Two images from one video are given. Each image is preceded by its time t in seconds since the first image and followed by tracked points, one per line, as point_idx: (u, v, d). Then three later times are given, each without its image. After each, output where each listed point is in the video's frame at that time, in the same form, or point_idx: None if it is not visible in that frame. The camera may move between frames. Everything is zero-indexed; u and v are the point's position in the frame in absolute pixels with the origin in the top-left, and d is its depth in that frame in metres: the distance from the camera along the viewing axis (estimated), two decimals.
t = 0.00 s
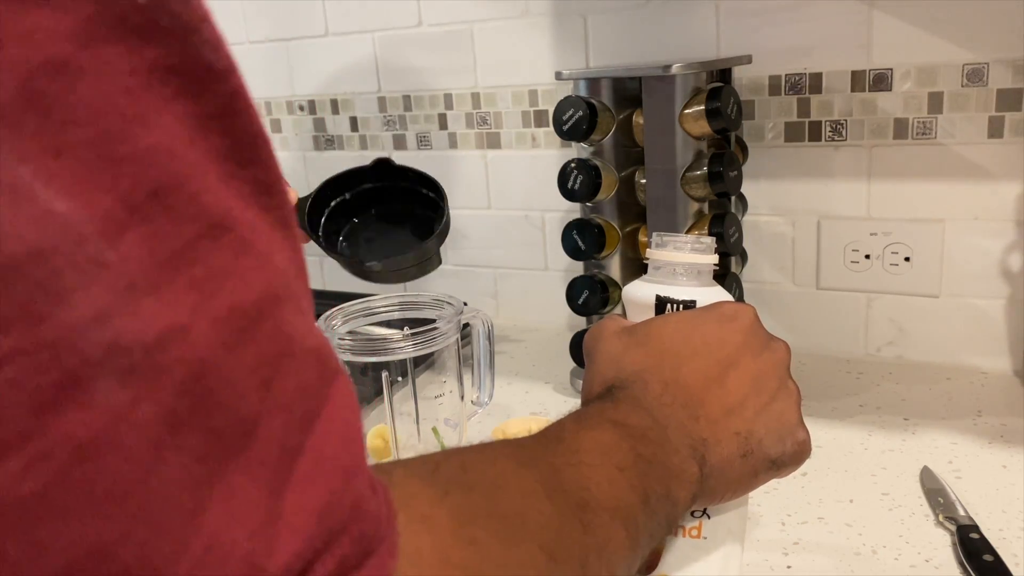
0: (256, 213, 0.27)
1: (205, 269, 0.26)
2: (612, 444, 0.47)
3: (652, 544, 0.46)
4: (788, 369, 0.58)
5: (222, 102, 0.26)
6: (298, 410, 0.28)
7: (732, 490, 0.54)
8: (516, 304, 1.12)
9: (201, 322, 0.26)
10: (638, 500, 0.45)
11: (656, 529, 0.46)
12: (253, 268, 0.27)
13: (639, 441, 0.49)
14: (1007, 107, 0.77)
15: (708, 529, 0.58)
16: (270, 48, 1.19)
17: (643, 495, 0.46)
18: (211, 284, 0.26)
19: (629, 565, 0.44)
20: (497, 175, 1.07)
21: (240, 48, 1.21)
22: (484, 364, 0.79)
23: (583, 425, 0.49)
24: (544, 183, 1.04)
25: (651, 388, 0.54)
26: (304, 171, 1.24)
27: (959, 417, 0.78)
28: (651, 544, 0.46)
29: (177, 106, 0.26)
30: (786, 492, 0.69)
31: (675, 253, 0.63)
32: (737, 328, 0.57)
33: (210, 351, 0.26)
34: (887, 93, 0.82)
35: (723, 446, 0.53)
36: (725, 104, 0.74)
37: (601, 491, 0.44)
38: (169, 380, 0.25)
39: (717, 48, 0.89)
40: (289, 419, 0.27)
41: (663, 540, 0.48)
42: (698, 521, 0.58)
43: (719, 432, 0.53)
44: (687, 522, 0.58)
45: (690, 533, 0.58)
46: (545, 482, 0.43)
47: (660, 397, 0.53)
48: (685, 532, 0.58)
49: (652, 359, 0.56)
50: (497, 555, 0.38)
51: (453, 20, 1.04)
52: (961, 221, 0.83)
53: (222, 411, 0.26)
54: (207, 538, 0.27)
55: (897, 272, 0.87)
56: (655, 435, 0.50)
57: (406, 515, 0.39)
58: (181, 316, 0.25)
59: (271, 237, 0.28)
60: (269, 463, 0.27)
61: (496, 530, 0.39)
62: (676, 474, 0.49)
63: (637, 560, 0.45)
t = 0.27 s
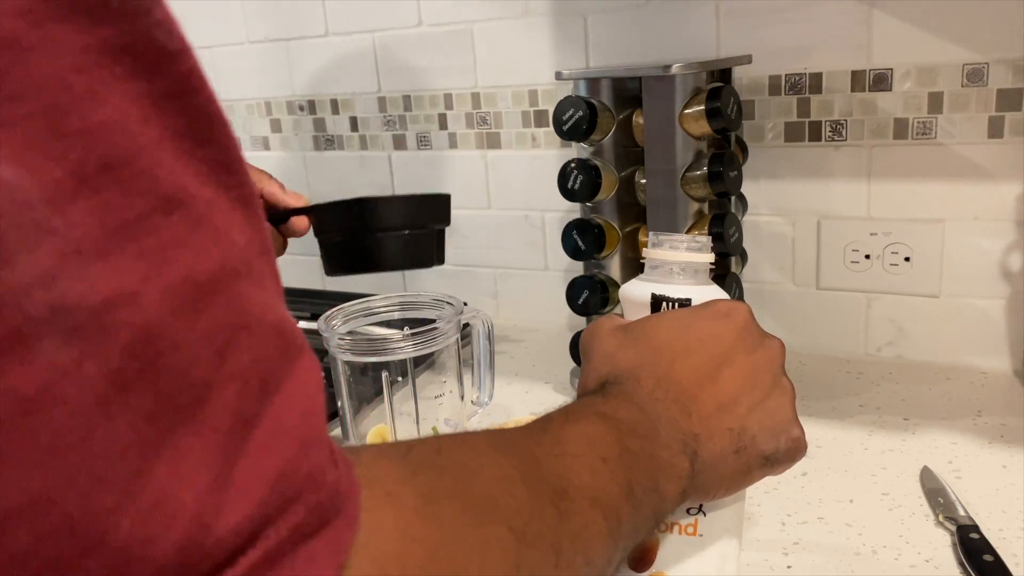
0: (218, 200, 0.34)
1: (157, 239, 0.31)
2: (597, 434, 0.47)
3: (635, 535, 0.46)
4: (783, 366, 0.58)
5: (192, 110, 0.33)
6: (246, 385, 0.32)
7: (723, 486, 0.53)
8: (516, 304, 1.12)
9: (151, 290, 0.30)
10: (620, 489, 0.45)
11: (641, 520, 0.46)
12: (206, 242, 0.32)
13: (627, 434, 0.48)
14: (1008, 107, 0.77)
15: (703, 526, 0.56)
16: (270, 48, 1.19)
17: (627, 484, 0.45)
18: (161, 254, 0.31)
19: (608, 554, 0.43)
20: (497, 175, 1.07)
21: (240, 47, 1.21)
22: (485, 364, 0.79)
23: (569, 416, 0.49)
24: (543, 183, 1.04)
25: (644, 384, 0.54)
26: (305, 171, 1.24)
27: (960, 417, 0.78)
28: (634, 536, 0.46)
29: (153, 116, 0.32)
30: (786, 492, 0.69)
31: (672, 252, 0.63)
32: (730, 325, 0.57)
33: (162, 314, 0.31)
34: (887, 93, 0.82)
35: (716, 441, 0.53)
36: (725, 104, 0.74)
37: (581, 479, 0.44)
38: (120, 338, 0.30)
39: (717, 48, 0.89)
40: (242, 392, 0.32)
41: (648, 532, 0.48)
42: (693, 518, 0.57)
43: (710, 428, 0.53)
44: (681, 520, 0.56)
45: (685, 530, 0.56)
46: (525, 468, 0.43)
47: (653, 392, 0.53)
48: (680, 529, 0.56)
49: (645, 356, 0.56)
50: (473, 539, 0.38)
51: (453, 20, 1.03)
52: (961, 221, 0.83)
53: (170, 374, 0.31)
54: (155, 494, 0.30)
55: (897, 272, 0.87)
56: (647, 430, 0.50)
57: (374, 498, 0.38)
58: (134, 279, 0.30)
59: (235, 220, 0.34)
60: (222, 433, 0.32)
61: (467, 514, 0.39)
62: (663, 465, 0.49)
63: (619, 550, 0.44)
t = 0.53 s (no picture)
0: (145, 172, 0.33)
1: (66, 203, 0.30)
2: (560, 418, 0.46)
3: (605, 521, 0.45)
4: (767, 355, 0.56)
5: (110, 85, 0.32)
6: (164, 348, 0.31)
7: (710, 477, 0.51)
8: (516, 304, 1.12)
9: (57, 254, 0.29)
10: (588, 473, 0.44)
11: (613, 508, 0.45)
12: (122, 212, 0.31)
13: (602, 422, 0.47)
14: (1007, 107, 0.77)
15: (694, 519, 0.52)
16: (270, 49, 1.19)
17: (596, 470, 0.44)
18: (72, 220, 0.30)
19: (576, 539, 0.43)
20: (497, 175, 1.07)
21: (240, 48, 1.21)
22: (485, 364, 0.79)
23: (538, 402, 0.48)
24: (543, 182, 1.04)
25: (627, 372, 0.52)
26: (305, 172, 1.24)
27: (960, 417, 0.78)
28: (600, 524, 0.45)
29: (77, 83, 0.32)
30: (786, 492, 0.69)
31: (651, 247, 0.63)
32: (714, 312, 0.55)
33: (68, 276, 0.29)
34: (887, 93, 0.82)
35: (699, 429, 0.51)
36: (725, 104, 0.74)
37: (549, 463, 0.43)
38: (22, 299, 0.29)
39: (717, 48, 0.89)
40: (160, 354, 0.31)
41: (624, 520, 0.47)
42: (683, 510, 0.52)
43: (693, 416, 0.51)
44: (669, 514, 0.52)
45: (674, 525, 0.52)
46: (478, 450, 0.42)
47: (634, 378, 0.51)
48: (668, 525, 0.52)
49: (629, 342, 0.54)
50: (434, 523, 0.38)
51: (453, 20, 1.04)
52: (961, 221, 0.83)
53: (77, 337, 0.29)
54: (57, 448, 0.29)
55: (897, 272, 0.87)
56: (625, 422, 0.48)
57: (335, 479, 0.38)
58: (40, 241, 0.29)
59: (160, 191, 0.33)
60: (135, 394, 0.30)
61: (427, 497, 0.39)
62: (639, 452, 0.47)
63: (590, 536, 0.44)
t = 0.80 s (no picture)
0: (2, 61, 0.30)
1: None
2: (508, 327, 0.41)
3: (556, 443, 0.39)
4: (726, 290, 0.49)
5: None
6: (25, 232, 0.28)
7: (674, 415, 0.44)
8: (516, 304, 1.12)
9: None
10: (537, 381, 0.38)
11: (564, 431, 0.39)
12: None
13: (551, 337, 0.41)
14: (1007, 107, 0.77)
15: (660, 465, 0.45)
16: (270, 49, 1.19)
17: (545, 386, 0.38)
18: None
19: (517, 462, 0.37)
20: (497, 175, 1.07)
21: (240, 48, 1.21)
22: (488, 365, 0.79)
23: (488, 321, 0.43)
24: (543, 182, 1.04)
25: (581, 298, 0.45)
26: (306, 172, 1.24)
27: (959, 417, 0.78)
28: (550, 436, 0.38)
29: None
30: (785, 492, 0.69)
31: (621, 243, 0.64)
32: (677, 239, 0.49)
33: None
34: (887, 93, 0.82)
35: (663, 355, 0.44)
36: (725, 104, 0.74)
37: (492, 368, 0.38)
38: None
39: (717, 48, 0.89)
40: (21, 232, 0.28)
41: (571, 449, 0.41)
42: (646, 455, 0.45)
43: (658, 339, 0.44)
44: (634, 460, 0.45)
45: (639, 472, 0.45)
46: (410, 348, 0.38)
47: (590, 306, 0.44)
48: (633, 472, 0.45)
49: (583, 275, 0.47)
50: (345, 431, 0.33)
51: (453, 21, 1.04)
52: (961, 221, 0.83)
53: None
54: None
55: (897, 272, 0.87)
56: (581, 343, 0.41)
57: (217, 380, 0.32)
58: None
59: (19, 86, 0.30)
60: None
61: (333, 403, 0.34)
62: (596, 372, 0.40)
63: (535, 459, 0.38)
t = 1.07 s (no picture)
0: None
1: None
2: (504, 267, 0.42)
3: (552, 362, 0.39)
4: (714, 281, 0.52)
5: None
6: (34, 94, 0.30)
7: (666, 381, 0.46)
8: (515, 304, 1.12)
9: None
10: (537, 305, 0.39)
11: (561, 354, 0.39)
12: None
13: (551, 279, 0.42)
14: (1007, 107, 0.77)
15: (654, 442, 0.48)
16: (271, 49, 1.19)
17: (541, 310, 0.39)
18: None
19: (514, 373, 0.37)
20: (498, 175, 1.07)
21: (240, 48, 1.21)
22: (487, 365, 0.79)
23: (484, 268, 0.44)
24: (543, 182, 1.04)
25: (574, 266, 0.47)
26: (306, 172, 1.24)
27: (959, 417, 0.78)
28: (553, 355, 0.39)
29: None
30: (785, 492, 0.69)
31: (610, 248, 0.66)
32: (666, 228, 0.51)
33: None
34: (887, 93, 0.82)
35: (657, 317, 0.46)
36: (725, 105, 0.74)
37: (491, 288, 0.39)
38: None
39: (717, 48, 0.89)
40: (24, 98, 0.29)
41: (567, 382, 0.40)
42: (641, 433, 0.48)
43: (656, 303, 0.46)
44: (626, 435, 0.48)
45: (632, 446, 0.48)
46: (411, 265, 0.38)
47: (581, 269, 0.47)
48: (626, 446, 0.48)
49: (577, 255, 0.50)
50: (351, 313, 0.33)
51: (454, 21, 1.04)
52: (961, 221, 0.83)
53: None
54: None
55: (897, 272, 0.87)
56: (581, 287, 0.42)
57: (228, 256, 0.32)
58: None
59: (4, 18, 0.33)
60: None
61: (339, 286, 0.34)
62: (594, 311, 0.42)
63: (532, 373, 0.38)
